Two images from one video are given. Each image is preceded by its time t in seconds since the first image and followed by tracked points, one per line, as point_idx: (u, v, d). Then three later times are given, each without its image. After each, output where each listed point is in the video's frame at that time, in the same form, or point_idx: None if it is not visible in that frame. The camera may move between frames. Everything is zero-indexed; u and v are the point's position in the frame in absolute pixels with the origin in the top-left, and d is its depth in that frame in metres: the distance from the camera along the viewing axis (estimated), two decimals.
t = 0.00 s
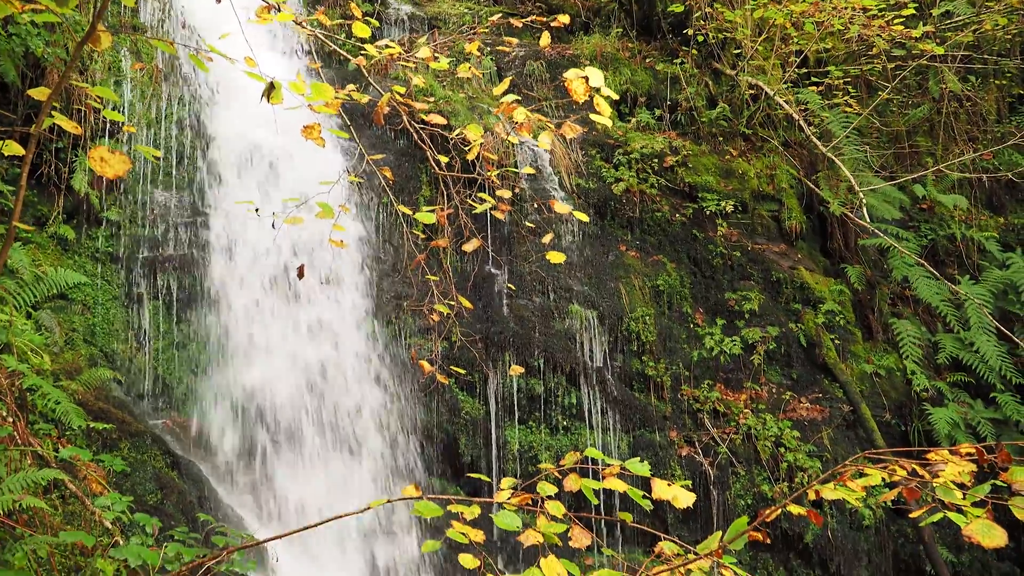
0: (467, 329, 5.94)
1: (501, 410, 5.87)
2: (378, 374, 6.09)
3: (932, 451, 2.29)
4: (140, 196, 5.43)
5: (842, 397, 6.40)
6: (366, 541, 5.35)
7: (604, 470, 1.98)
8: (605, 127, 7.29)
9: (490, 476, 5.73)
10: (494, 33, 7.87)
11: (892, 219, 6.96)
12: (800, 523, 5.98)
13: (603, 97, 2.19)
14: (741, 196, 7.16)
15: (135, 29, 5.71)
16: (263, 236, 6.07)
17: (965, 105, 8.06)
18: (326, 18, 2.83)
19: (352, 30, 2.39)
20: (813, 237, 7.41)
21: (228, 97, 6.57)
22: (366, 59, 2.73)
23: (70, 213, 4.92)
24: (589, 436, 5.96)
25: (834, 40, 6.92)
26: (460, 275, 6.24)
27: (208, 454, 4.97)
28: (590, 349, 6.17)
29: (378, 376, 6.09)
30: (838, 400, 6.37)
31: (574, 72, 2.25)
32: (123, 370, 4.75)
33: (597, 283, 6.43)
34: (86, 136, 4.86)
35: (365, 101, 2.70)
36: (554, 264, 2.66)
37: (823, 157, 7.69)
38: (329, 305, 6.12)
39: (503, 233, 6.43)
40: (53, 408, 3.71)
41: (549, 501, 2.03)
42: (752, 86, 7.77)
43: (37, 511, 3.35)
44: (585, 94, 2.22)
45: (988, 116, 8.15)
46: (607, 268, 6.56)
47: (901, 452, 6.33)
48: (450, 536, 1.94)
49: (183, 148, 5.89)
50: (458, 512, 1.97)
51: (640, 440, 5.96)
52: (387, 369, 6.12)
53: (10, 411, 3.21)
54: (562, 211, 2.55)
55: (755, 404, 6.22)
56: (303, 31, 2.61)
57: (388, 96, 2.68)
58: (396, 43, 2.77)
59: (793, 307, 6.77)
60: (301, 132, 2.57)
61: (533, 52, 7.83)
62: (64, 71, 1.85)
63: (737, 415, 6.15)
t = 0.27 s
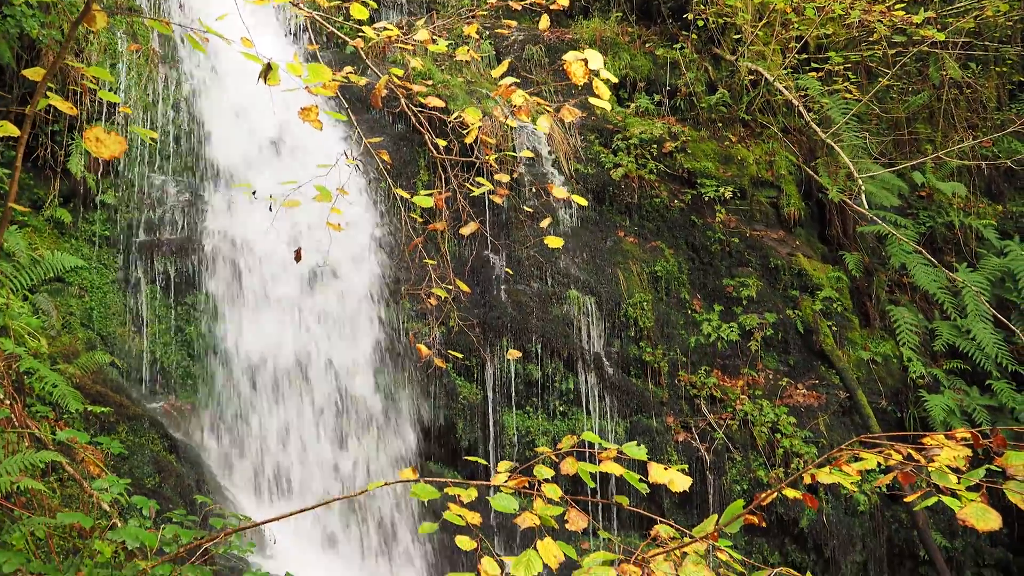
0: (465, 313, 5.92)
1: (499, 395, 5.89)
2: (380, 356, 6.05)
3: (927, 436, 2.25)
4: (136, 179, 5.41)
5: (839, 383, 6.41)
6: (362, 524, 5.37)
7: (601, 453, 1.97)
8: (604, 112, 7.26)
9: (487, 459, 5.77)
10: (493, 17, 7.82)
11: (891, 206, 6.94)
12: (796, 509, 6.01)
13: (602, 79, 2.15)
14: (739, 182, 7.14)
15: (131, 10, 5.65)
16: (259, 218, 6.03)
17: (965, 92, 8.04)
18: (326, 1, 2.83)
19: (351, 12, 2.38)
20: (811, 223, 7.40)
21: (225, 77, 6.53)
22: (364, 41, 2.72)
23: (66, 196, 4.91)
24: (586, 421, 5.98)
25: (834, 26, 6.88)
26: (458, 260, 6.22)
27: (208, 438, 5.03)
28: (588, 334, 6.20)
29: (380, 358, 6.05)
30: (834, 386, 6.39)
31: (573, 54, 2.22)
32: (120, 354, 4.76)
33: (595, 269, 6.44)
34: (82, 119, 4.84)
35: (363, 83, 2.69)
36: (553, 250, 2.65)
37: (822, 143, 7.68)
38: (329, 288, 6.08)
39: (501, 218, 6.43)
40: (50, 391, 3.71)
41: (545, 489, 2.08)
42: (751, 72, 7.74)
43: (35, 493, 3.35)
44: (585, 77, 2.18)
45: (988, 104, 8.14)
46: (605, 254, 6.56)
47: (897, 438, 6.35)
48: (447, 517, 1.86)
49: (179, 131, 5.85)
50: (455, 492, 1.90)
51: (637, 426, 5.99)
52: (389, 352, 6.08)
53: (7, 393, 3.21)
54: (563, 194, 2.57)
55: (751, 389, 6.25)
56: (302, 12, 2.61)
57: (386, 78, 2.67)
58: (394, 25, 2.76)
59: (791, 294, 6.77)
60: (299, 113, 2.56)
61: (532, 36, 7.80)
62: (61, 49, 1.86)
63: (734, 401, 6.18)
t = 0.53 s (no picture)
0: (463, 299, 5.94)
1: (496, 380, 5.96)
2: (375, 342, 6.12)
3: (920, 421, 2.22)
4: (133, 162, 5.37)
5: (835, 369, 6.45)
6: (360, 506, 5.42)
7: (598, 437, 1.97)
8: (603, 97, 7.25)
9: (484, 442, 5.84)
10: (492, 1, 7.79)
11: (889, 193, 6.94)
12: (792, 494, 6.04)
13: (601, 63, 2.11)
14: (737, 168, 7.13)
15: None
16: (257, 202, 6.03)
17: (965, 79, 8.04)
18: None
19: None
20: (809, 210, 7.39)
21: (221, 59, 6.47)
22: (362, 23, 2.69)
23: (62, 179, 4.88)
24: (582, 407, 6.04)
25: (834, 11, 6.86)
26: (456, 245, 6.22)
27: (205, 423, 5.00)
28: (585, 320, 6.25)
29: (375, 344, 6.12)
30: (830, 372, 6.43)
31: (572, 36, 2.16)
32: (118, 338, 4.74)
33: (593, 255, 6.47)
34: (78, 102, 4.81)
35: (361, 66, 2.67)
36: (552, 234, 2.53)
37: (821, 130, 7.67)
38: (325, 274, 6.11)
39: (499, 203, 6.43)
40: (47, 375, 3.70)
41: (540, 470, 2.04)
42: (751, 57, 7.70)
43: (32, 476, 3.33)
44: (584, 60, 2.12)
45: (987, 91, 8.13)
46: (602, 239, 6.57)
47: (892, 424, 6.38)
48: (445, 498, 1.90)
49: (176, 114, 5.79)
50: (453, 474, 1.94)
51: (634, 411, 6.04)
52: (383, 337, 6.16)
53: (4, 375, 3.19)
54: (560, 181, 2.43)
55: (748, 375, 6.29)
56: None
57: (384, 61, 2.66)
58: (392, 6, 2.73)
59: (788, 280, 6.78)
60: (296, 96, 2.56)
61: (531, 20, 7.76)
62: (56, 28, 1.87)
63: (730, 387, 6.22)
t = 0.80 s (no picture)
0: (460, 283, 5.96)
1: (493, 364, 6.01)
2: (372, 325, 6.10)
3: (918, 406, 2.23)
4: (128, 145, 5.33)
5: (831, 356, 6.48)
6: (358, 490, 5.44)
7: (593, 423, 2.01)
8: (601, 82, 7.22)
9: (481, 426, 5.90)
10: None
11: (887, 180, 6.94)
12: (786, 479, 6.09)
13: (599, 45, 2.14)
14: (736, 154, 7.11)
15: None
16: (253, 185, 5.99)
17: (965, 66, 8.04)
18: None
19: None
20: (807, 196, 7.38)
21: (216, 39, 6.37)
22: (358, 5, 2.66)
23: (57, 162, 4.85)
24: (579, 392, 6.07)
25: None
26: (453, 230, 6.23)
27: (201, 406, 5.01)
28: (582, 306, 6.28)
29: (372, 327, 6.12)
30: (826, 358, 6.46)
31: (569, 19, 2.18)
32: (114, 322, 4.73)
33: (591, 241, 6.48)
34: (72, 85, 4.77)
35: (357, 48, 2.65)
36: (548, 218, 2.65)
37: (820, 117, 7.65)
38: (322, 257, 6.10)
39: (496, 188, 6.41)
40: (43, 358, 3.68)
41: (537, 451, 2.07)
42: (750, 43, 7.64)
43: (28, 459, 3.31)
44: (581, 43, 2.15)
45: (986, 79, 8.12)
46: (599, 226, 6.58)
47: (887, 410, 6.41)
48: (440, 481, 1.96)
49: (171, 96, 5.74)
50: (449, 458, 1.99)
51: (630, 397, 6.07)
52: (380, 321, 6.15)
53: None
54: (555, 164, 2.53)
55: (744, 361, 6.33)
56: None
57: (381, 43, 2.64)
58: None
59: (785, 267, 6.79)
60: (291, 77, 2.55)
61: (530, 4, 7.71)
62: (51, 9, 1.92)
63: (726, 372, 6.26)
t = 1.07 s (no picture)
0: (457, 267, 5.99)
1: (490, 349, 6.03)
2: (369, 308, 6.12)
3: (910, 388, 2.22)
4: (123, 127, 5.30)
5: (827, 341, 6.52)
6: (354, 471, 5.47)
7: (591, 405, 2.00)
8: (599, 65, 7.17)
9: (479, 408, 5.96)
10: None
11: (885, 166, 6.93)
12: (782, 463, 6.12)
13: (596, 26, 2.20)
14: (734, 139, 7.10)
15: None
16: (250, 166, 5.96)
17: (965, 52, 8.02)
18: None
19: None
20: (805, 182, 7.37)
21: (209, 18, 6.28)
22: None
23: (52, 144, 4.83)
24: (576, 376, 6.10)
25: None
26: (450, 214, 6.21)
27: (199, 391, 5.01)
28: (580, 289, 6.27)
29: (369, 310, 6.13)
30: (822, 344, 6.51)
31: None
32: (110, 305, 4.73)
33: (588, 225, 6.46)
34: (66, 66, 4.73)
35: (353, 27, 2.65)
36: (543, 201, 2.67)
37: (819, 102, 7.63)
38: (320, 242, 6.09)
39: (494, 171, 6.39)
40: (39, 340, 3.66)
41: (533, 434, 2.09)
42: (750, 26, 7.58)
43: (25, 441, 3.27)
44: (579, 24, 2.19)
45: (986, 64, 8.10)
46: (597, 209, 6.57)
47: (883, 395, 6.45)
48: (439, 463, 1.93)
49: (166, 79, 5.71)
50: (447, 440, 1.98)
51: (627, 380, 6.12)
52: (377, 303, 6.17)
53: None
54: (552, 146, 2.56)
55: (741, 346, 6.37)
56: None
57: (378, 23, 2.64)
58: None
59: (782, 252, 6.80)
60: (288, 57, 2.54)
61: None
62: None
63: (723, 357, 6.30)
